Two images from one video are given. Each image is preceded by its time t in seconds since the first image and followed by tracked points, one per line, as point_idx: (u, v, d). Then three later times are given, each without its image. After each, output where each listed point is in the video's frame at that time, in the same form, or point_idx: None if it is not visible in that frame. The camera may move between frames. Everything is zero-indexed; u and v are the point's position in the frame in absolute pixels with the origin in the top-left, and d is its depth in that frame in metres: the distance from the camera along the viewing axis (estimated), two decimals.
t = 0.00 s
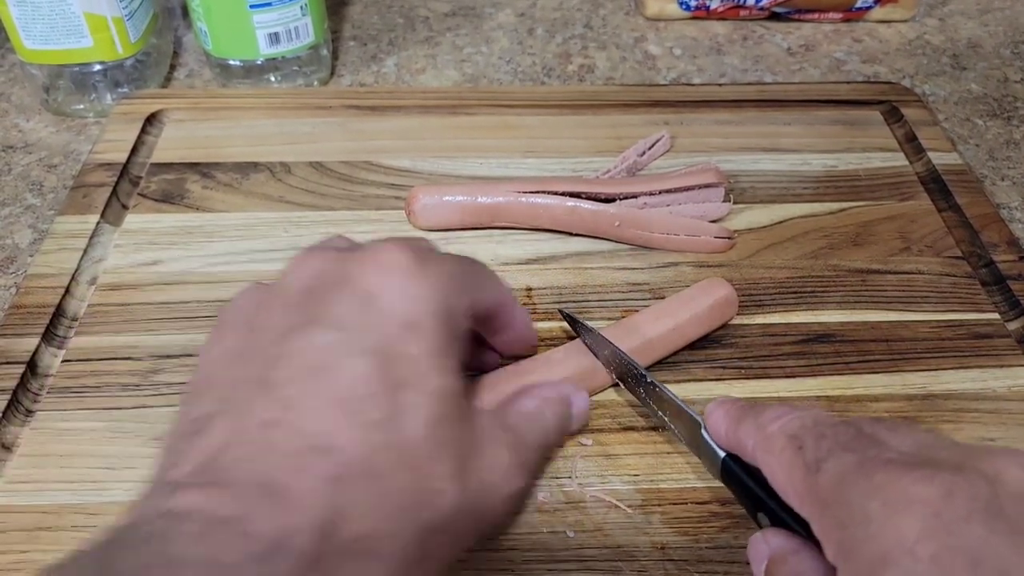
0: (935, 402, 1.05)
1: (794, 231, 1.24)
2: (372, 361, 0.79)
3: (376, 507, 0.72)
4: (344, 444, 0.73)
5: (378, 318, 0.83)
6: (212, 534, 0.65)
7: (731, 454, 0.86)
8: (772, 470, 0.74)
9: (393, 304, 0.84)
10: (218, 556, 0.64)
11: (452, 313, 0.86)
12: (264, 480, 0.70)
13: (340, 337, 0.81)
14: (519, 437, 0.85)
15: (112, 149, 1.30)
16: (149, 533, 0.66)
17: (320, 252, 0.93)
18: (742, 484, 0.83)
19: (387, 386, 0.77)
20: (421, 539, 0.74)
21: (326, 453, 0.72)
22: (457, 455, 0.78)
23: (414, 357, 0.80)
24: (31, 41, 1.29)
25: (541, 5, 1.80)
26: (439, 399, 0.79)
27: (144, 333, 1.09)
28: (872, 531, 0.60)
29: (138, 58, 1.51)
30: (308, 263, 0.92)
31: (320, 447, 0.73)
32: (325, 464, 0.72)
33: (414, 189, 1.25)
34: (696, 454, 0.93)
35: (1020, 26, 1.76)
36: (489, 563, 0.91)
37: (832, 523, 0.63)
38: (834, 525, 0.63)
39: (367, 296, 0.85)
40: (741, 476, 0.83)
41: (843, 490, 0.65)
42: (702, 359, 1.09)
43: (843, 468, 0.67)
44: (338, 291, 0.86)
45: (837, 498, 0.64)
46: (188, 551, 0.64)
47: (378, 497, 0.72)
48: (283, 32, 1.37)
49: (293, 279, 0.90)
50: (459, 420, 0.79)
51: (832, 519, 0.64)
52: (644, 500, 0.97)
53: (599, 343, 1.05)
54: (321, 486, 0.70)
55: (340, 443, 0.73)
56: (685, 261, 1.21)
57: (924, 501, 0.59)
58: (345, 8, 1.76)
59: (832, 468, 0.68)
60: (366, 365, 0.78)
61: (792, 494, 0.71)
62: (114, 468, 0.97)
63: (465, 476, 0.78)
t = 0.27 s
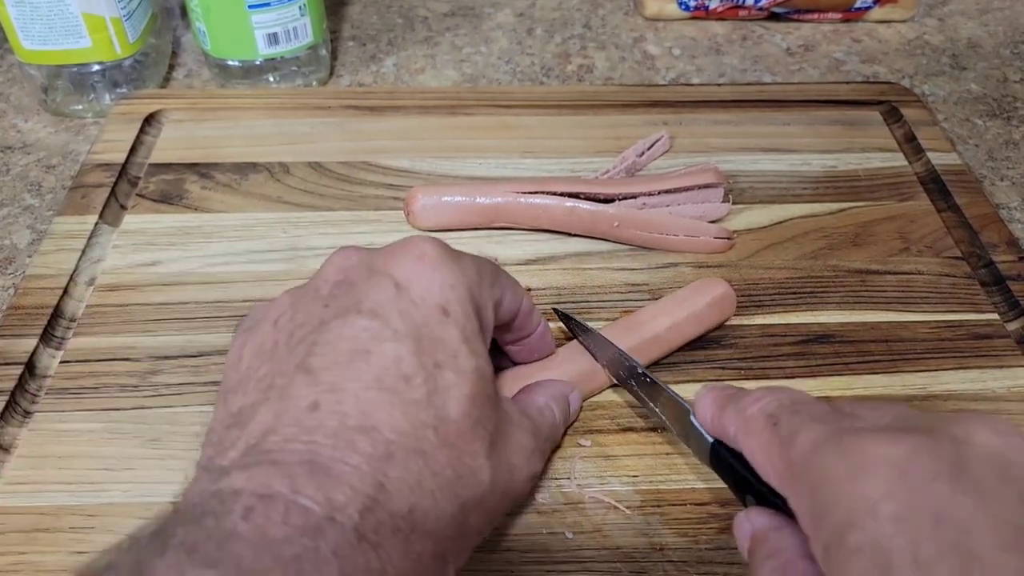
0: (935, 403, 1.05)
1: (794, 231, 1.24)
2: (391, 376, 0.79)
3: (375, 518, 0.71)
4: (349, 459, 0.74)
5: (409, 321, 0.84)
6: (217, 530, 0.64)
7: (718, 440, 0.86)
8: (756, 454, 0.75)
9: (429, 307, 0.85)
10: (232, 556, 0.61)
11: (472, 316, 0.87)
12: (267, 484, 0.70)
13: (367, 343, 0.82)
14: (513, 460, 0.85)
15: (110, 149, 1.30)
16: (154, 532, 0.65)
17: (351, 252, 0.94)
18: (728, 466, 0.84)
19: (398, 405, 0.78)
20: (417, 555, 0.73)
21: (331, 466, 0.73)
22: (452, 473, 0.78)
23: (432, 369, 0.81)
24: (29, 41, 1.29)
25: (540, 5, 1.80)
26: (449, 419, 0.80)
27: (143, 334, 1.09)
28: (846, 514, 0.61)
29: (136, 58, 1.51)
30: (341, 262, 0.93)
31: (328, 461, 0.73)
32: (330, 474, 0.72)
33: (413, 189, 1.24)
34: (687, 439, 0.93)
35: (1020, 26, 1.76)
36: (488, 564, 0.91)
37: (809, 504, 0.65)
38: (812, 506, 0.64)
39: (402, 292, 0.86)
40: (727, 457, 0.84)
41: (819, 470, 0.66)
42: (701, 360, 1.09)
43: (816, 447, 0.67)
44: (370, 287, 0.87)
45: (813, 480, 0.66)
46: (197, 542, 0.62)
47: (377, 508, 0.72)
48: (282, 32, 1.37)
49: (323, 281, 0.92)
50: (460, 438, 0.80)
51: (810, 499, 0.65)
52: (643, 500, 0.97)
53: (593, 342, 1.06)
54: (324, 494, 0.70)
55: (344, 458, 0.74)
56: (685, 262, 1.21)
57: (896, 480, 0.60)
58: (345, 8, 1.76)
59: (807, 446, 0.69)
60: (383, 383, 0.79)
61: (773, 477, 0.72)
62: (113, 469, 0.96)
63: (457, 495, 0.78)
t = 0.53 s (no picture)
0: (934, 402, 1.05)
1: (794, 231, 1.25)
2: (394, 357, 0.81)
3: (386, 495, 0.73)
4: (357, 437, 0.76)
5: (407, 306, 0.85)
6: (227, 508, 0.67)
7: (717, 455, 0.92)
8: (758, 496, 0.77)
9: (431, 292, 0.87)
10: (245, 536, 0.64)
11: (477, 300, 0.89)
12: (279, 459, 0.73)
13: (369, 327, 0.84)
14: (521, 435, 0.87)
15: (111, 148, 1.30)
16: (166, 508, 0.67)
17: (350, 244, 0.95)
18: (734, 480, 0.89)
19: (403, 380, 0.80)
20: (428, 533, 0.75)
21: (340, 445, 0.75)
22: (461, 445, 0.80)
23: (434, 343, 0.83)
24: (30, 40, 1.29)
25: (540, 4, 1.81)
26: (453, 398, 0.81)
27: (144, 333, 1.09)
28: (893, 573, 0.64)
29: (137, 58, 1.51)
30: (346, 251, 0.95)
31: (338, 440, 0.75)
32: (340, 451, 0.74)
33: (414, 189, 1.25)
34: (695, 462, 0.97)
35: (1019, 26, 1.76)
36: (489, 562, 0.91)
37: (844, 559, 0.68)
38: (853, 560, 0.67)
39: (405, 277, 0.88)
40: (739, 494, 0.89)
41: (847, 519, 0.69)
42: (701, 359, 1.10)
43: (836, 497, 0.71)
44: (369, 275, 0.88)
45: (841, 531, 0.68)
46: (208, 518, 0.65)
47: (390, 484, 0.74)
48: (283, 32, 1.37)
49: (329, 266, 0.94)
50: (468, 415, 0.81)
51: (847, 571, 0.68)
52: (643, 499, 0.97)
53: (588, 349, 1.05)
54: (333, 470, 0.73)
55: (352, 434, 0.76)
56: (685, 261, 1.21)
57: (924, 508, 0.67)
58: (345, 7, 1.76)
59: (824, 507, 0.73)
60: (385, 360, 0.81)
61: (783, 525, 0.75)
62: (114, 467, 0.97)
63: (471, 467, 0.80)
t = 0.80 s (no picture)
0: (934, 410, 1.07)
1: (791, 241, 1.26)
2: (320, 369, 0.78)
3: (191, 490, 0.67)
4: (176, 423, 0.69)
5: (250, 308, 0.78)
6: (55, 501, 0.61)
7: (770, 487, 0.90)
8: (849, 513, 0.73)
9: (285, 302, 0.79)
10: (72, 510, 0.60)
11: (336, 317, 0.81)
12: (98, 446, 0.66)
13: (202, 329, 0.77)
14: (395, 470, 0.81)
15: (110, 155, 1.30)
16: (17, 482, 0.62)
17: (383, 202, 0.92)
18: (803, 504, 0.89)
19: (237, 373, 0.74)
20: (255, 524, 0.70)
21: (214, 427, 0.70)
22: (305, 457, 0.73)
23: (273, 343, 0.76)
24: (32, 49, 1.28)
25: (531, 15, 1.82)
26: (306, 393, 0.76)
27: (150, 339, 1.09)
28: None
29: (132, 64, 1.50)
30: (363, 209, 0.90)
31: (151, 424, 0.69)
32: (154, 439, 0.68)
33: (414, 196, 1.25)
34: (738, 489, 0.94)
35: (1001, 41, 1.79)
36: (501, 569, 0.92)
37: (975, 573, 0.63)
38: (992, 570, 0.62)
39: (276, 287, 0.80)
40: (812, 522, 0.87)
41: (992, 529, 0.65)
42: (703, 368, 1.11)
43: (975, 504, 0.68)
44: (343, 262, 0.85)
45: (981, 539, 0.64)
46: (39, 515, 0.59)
47: (207, 497, 0.67)
48: (279, 41, 1.37)
49: (331, 218, 0.89)
50: (311, 419, 0.75)
51: None
52: (651, 506, 0.97)
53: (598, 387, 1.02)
54: (145, 461, 0.66)
55: (174, 422, 0.69)
56: (684, 270, 1.22)
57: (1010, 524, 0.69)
58: (335, 16, 1.76)
59: (978, 542, 0.71)
60: (222, 354, 0.75)
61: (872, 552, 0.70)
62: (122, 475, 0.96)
63: (310, 488, 0.74)
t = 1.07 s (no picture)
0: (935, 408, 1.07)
1: (792, 240, 1.26)
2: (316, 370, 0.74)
3: (203, 481, 0.66)
4: (191, 417, 0.68)
5: (268, 311, 0.77)
6: (67, 489, 0.61)
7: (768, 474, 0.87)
8: (836, 437, 0.78)
9: (296, 310, 0.77)
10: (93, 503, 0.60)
11: (347, 325, 0.80)
12: (112, 441, 0.66)
13: (223, 330, 0.76)
14: (400, 472, 0.79)
15: (111, 153, 1.30)
16: (32, 474, 0.63)
17: (416, 229, 0.89)
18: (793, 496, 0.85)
19: (253, 369, 0.72)
20: (267, 522, 0.69)
21: (236, 420, 0.69)
22: (317, 453, 0.72)
23: (289, 342, 0.75)
24: (32, 47, 1.28)
25: (532, 13, 1.81)
26: (328, 388, 0.74)
27: (153, 337, 1.09)
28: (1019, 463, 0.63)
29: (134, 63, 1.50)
30: (393, 232, 0.88)
31: (167, 419, 0.68)
32: (168, 433, 0.67)
33: (415, 195, 1.25)
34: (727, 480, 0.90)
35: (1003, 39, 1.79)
36: (502, 567, 0.92)
37: (953, 462, 0.67)
38: (965, 454, 0.67)
39: (290, 293, 0.79)
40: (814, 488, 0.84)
41: (965, 416, 0.69)
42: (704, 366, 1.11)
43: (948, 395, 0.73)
44: (361, 267, 0.83)
45: (953, 428, 0.69)
46: (53, 502, 0.59)
47: (225, 493, 0.66)
48: (280, 39, 1.37)
49: (359, 239, 0.88)
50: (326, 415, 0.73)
51: (951, 486, 0.68)
52: (653, 505, 0.97)
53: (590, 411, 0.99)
54: (158, 452, 0.66)
55: (190, 415, 0.68)
56: (686, 269, 1.22)
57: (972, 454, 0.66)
58: (336, 14, 1.76)
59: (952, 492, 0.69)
60: (239, 350, 0.74)
61: (857, 469, 0.76)
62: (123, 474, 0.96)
63: (323, 482, 0.72)
